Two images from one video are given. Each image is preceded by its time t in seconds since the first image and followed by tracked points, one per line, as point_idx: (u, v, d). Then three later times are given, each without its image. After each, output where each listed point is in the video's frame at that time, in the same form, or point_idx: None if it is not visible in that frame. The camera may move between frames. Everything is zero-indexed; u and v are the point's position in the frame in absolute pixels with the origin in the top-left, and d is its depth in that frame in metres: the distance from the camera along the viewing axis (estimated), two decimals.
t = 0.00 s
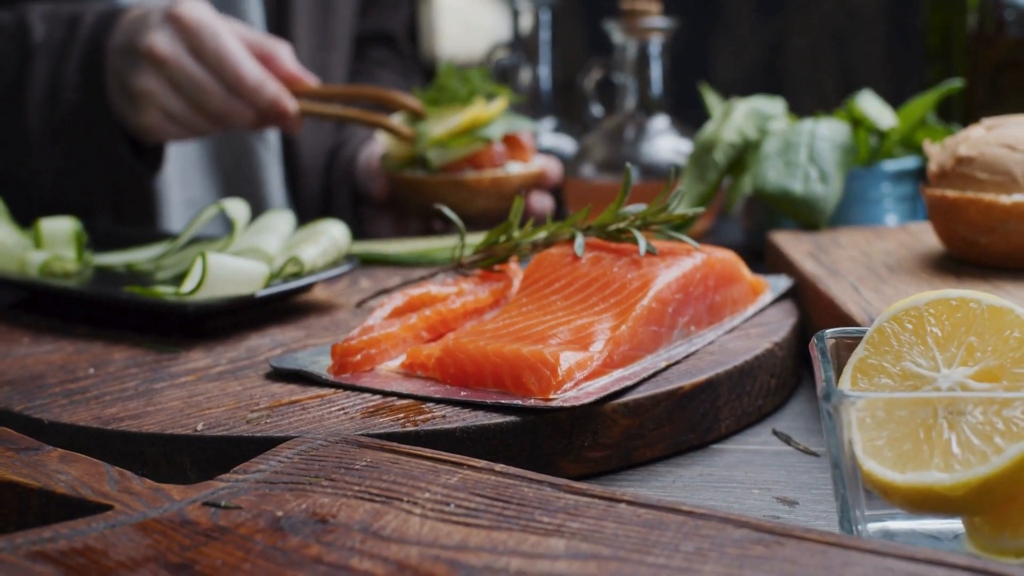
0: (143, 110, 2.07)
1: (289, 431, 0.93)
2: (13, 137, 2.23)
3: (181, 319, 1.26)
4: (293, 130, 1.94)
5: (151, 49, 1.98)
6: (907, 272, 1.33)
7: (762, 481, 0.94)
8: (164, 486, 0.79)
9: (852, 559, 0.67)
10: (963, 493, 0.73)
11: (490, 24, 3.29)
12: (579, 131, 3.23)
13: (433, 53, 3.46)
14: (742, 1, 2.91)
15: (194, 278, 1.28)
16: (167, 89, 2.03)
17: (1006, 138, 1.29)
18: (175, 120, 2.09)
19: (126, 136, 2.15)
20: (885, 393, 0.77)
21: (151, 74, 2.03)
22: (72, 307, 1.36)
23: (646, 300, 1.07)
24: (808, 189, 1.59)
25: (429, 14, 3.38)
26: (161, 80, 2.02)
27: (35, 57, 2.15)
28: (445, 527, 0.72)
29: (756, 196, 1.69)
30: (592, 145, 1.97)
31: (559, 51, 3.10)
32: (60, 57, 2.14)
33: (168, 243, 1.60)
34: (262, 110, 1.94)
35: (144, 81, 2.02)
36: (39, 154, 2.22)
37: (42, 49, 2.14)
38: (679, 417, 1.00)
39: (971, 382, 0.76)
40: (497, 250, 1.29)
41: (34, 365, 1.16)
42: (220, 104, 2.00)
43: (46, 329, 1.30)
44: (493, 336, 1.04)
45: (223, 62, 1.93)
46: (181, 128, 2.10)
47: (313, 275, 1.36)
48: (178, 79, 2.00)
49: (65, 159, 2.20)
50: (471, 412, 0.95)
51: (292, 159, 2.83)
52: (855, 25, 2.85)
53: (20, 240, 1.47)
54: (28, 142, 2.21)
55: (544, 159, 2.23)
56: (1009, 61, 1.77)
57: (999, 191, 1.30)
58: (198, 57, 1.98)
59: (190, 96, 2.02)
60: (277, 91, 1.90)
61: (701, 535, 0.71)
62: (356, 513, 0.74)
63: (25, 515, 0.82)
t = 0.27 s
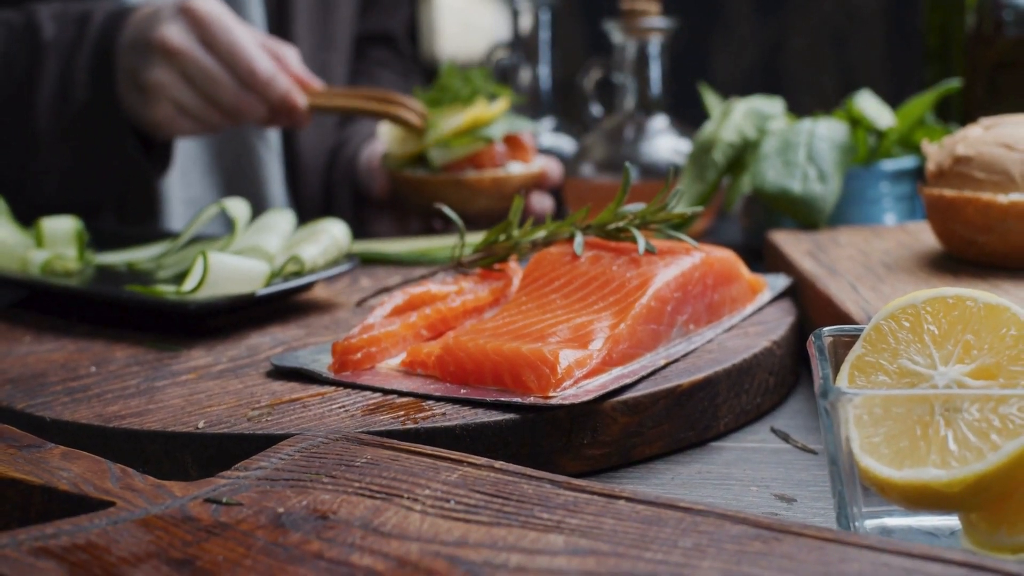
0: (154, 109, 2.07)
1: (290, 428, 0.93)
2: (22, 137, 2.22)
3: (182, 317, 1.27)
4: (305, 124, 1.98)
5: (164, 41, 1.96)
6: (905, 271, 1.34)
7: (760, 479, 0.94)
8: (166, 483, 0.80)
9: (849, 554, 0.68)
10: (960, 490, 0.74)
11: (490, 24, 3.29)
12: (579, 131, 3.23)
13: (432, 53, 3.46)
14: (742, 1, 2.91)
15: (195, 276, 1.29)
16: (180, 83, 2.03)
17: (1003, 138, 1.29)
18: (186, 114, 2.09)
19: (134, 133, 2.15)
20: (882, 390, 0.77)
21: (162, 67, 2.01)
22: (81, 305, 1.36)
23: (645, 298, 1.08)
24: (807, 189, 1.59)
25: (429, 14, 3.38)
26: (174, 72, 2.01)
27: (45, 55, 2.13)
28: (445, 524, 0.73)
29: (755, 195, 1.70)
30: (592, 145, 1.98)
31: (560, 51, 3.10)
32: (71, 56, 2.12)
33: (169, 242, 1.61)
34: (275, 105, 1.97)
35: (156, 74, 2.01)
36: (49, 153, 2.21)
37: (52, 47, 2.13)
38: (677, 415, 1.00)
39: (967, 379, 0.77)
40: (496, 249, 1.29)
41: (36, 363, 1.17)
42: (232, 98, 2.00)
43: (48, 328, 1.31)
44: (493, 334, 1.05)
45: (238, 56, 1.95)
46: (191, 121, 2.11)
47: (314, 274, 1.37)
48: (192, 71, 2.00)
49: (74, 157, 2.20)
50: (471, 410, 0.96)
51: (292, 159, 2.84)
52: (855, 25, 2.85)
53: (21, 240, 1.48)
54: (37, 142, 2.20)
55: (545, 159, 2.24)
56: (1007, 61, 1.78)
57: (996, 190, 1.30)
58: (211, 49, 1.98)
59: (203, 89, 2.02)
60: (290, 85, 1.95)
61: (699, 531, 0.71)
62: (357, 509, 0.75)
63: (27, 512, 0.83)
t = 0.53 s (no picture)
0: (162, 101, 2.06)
1: (290, 426, 0.94)
2: (28, 133, 2.22)
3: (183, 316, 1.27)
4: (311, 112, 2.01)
5: (173, 28, 1.96)
6: (903, 270, 1.34)
7: (758, 477, 0.95)
8: (167, 480, 0.80)
9: (846, 551, 0.68)
10: (957, 487, 0.74)
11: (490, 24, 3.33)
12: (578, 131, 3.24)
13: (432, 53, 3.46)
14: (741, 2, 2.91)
15: (196, 275, 1.29)
16: (189, 69, 2.02)
17: (1001, 137, 1.30)
18: (195, 100, 2.09)
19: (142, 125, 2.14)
20: (879, 388, 0.78)
21: (171, 53, 2.00)
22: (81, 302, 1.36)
23: (645, 297, 1.08)
24: (806, 188, 1.60)
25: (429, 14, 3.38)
26: (183, 59, 2.01)
27: (52, 49, 2.12)
28: (445, 521, 0.73)
29: (753, 195, 1.70)
30: (591, 144, 1.98)
31: (560, 51, 3.11)
32: (77, 52, 2.11)
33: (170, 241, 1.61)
34: (283, 92, 1.98)
35: (165, 61, 2.00)
36: (55, 147, 2.19)
37: (59, 42, 2.12)
38: (676, 414, 1.01)
39: (964, 377, 0.77)
40: (496, 248, 1.30)
41: (37, 362, 1.17)
42: (241, 84, 2.01)
43: (49, 327, 1.31)
44: (493, 333, 1.05)
45: (249, 42, 1.95)
46: (199, 108, 2.10)
47: (314, 273, 1.37)
48: (201, 57, 1.99)
49: (78, 151, 2.18)
50: (471, 408, 0.96)
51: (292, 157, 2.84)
52: (854, 25, 2.86)
53: (23, 238, 1.48)
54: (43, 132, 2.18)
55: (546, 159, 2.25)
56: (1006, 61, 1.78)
57: (994, 189, 1.31)
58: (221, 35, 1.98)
59: (213, 75, 2.02)
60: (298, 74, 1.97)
61: (697, 528, 0.72)
62: (357, 506, 0.75)
63: (29, 509, 0.83)
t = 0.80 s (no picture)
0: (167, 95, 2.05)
1: (291, 423, 0.94)
2: (33, 129, 2.22)
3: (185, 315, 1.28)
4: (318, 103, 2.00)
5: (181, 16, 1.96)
6: (901, 269, 1.35)
7: (756, 474, 0.95)
8: (169, 477, 0.81)
9: (843, 546, 0.69)
10: (954, 483, 0.75)
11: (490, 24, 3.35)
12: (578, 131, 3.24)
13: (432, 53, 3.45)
14: (740, 2, 2.92)
15: (197, 274, 1.29)
16: (197, 58, 2.01)
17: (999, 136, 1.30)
18: (205, 91, 2.07)
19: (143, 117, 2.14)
20: (877, 385, 0.78)
21: (179, 40, 1.99)
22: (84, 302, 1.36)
23: (644, 295, 1.09)
24: (804, 187, 1.60)
25: (428, 14, 3.38)
26: (192, 45, 1.99)
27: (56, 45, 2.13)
28: (445, 517, 0.74)
29: (752, 194, 1.71)
30: (591, 144, 1.99)
31: (559, 52, 3.12)
32: (82, 46, 2.12)
33: (170, 240, 1.62)
34: (291, 81, 1.98)
35: (174, 48, 1.98)
36: (59, 142, 2.19)
37: (63, 37, 2.13)
38: (675, 412, 1.01)
39: (961, 374, 0.78)
40: (495, 247, 1.30)
41: (39, 360, 1.17)
42: (251, 72, 1.99)
43: (51, 325, 1.32)
44: (492, 331, 1.06)
45: (257, 28, 1.96)
46: (209, 99, 2.09)
47: (315, 272, 1.38)
48: (210, 44, 1.98)
49: (82, 145, 2.18)
50: (471, 406, 0.97)
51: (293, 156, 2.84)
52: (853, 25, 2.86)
53: (23, 237, 1.48)
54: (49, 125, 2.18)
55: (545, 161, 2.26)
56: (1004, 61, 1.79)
57: (992, 188, 1.31)
58: (229, 22, 1.98)
59: (221, 62, 2.00)
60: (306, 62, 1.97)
61: (696, 524, 0.72)
62: (357, 503, 0.76)
63: (32, 506, 0.83)
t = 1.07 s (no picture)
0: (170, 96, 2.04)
1: (292, 421, 0.95)
2: (35, 127, 2.23)
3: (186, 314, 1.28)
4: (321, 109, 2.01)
5: (190, 17, 1.96)
6: (899, 268, 1.35)
7: (755, 472, 0.96)
8: (171, 474, 0.81)
9: (840, 543, 0.69)
10: (950, 480, 0.75)
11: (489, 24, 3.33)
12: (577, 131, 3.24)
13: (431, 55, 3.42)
14: (739, 2, 2.93)
15: (198, 273, 1.29)
16: (203, 59, 2.01)
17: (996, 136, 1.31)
18: (209, 93, 2.07)
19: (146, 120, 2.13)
20: (873, 383, 0.79)
21: (186, 42, 1.98)
22: (85, 304, 1.37)
23: (643, 294, 1.09)
24: (803, 187, 1.61)
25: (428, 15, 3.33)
26: (198, 47, 1.99)
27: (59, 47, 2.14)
28: (445, 513, 0.74)
29: (751, 193, 1.72)
30: (590, 144, 1.99)
31: (559, 52, 3.12)
32: (83, 46, 2.13)
33: (170, 240, 1.62)
34: (297, 84, 1.99)
35: (180, 48, 1.98)
36: (60, 142, 2.20)
37: (66, 38, 2.14)
38: (673, 409, 1.02)
39: (958, 372, 0.78)
40: (495, 247, 1.31)
41: (41, 358, 1.18)
42: (257, 75, 2.00)
43: (52, 324, 1.32)
44: (492, 329, 1.06)
45: (265, 32, 1.97)
46: (212, 101, 2.09)
47: (316, 271, 1.39)
48: (217, 46, 1.98)
49: (84, 144, 2.18)
50: (471, 404, 0.97)
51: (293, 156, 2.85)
52: (851, 26, 2.87)
53: (25, 237, 1.49)
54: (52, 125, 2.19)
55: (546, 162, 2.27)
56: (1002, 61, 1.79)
57: (989, 187, 1.32)
58: (236, 25, 1.99)
59: (227, 65, 2.01)
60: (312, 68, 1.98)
61: (694, 520, 0.73)
62: (358, 499, 0.76)
63: (34, 502, 0.84)
